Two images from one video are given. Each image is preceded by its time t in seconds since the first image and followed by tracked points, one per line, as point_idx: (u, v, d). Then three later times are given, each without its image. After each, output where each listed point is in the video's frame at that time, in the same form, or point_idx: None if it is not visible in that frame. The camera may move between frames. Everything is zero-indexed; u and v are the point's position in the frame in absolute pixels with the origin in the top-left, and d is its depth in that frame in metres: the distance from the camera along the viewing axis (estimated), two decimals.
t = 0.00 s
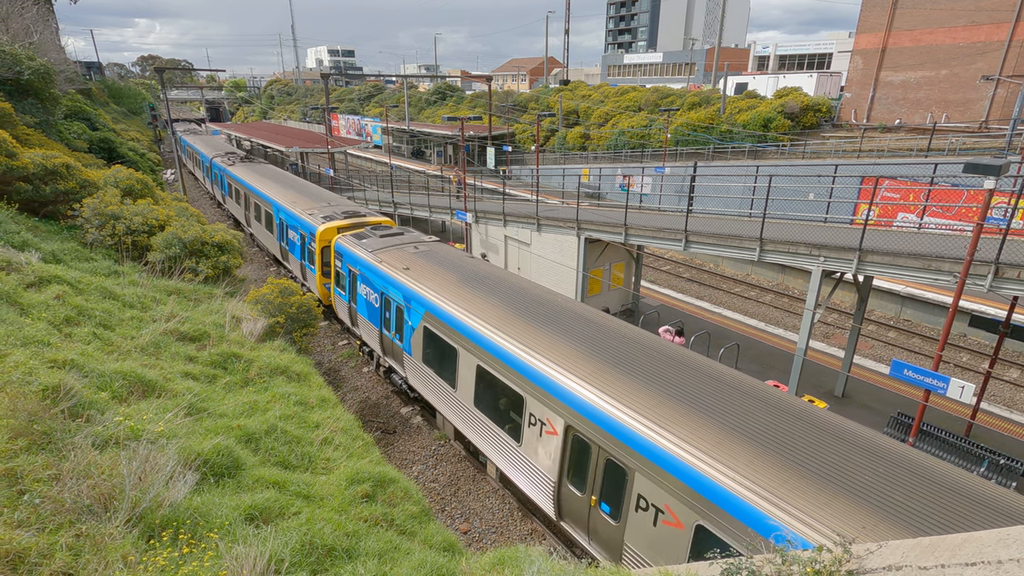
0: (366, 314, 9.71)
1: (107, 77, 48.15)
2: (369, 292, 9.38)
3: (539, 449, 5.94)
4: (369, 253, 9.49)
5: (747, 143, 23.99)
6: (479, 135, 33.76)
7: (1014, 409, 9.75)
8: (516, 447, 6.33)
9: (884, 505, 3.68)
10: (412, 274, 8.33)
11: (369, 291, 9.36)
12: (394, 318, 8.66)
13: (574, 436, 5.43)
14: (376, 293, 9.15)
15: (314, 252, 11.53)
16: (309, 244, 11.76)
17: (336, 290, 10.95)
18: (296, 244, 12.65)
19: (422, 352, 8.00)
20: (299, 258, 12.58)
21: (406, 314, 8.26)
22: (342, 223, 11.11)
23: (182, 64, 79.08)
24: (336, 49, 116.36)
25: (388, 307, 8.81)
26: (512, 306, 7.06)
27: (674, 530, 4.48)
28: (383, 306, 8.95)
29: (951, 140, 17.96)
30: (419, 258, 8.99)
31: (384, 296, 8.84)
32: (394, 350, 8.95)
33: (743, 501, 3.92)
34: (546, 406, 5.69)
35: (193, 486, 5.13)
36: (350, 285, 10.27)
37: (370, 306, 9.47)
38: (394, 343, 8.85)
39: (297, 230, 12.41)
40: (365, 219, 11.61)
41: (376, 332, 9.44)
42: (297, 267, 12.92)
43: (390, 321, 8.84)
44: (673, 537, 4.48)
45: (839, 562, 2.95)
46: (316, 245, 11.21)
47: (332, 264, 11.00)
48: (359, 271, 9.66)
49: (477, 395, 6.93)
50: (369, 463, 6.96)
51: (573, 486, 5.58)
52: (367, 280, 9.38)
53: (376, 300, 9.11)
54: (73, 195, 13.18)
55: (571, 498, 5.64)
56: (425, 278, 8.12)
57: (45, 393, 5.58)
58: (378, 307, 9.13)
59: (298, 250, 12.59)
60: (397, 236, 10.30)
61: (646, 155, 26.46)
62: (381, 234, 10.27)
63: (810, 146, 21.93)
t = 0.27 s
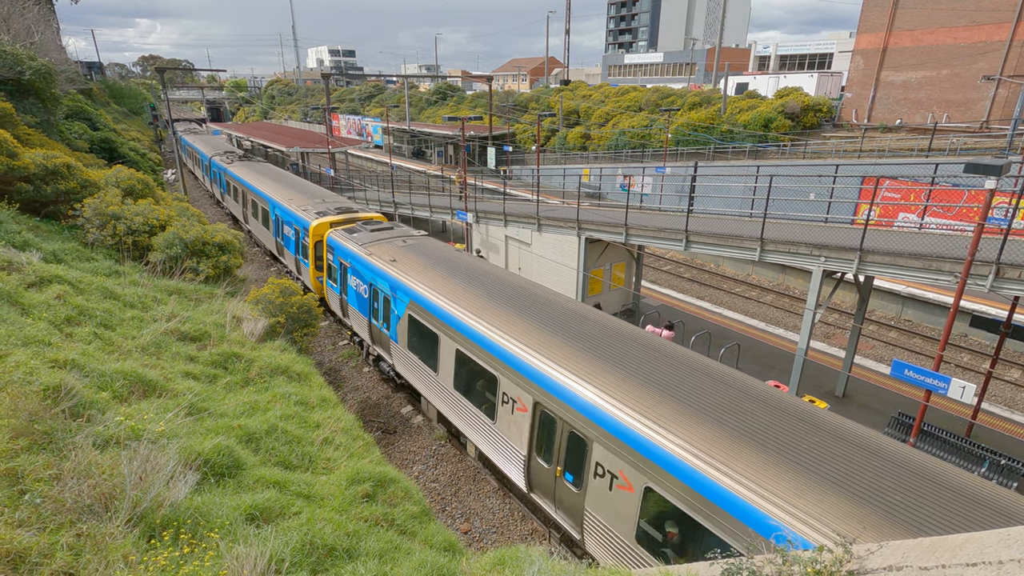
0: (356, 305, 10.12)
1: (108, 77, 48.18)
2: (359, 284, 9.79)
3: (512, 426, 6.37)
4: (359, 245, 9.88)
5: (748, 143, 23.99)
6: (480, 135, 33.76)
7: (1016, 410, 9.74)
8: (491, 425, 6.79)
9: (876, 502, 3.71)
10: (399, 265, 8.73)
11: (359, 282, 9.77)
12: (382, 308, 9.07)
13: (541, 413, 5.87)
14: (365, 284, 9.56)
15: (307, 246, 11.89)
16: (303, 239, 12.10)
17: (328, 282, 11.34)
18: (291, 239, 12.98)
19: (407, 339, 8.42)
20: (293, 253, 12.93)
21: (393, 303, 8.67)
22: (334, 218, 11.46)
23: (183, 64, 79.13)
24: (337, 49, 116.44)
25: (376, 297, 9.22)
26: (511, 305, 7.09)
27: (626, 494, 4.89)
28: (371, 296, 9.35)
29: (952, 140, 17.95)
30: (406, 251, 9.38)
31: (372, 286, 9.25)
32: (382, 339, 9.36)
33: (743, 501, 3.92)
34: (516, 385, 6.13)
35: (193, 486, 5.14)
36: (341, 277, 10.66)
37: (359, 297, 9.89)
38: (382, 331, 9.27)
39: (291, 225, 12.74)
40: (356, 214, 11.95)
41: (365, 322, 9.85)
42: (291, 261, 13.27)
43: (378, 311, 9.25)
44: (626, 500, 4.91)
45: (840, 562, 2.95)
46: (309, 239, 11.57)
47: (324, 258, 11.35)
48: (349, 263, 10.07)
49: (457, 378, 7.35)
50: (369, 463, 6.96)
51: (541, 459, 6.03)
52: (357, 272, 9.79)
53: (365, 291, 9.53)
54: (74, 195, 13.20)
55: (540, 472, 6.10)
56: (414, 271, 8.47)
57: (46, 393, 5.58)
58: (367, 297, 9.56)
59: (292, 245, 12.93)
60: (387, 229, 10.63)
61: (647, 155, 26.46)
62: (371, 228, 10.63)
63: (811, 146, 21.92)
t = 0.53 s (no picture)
0: (346, 296, 10.53)
1: (108, 78, 48.20)
2: (348, 275, 10.20)
3: (486, 404, 6.82)
4: (348, 239, 10.28)
5: (748, 143, 24.00)
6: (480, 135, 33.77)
7: (1016, 410, 9.73)
8: (467, 404, 7.26)
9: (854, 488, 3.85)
10: (386, 257, 9.13)
11: (348, 274, 10.17)
12: (370, 298, 9.47)
13: (511, 391, 6.31)
14: (354, 276, 9.97)
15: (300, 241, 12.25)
16: (297, 234, 12.45)
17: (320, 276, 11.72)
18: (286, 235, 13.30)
19: (391, 327, 8.86)
20: (288, 248, 13.26)
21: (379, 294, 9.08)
22: (327, 214, 11.80)
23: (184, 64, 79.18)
24: (337, 49, 116.52)
25: (365, 288, 9.62)
26: (508, 304, 7.12)
27: (583, 461, 5.37)
28: (360, 287, 9.77)
29: (952, 140, 17.96)
30: (394, 244, 9.79)
31: (360, 278, 9.66)
32: (370, 328, 9.76)
33: (743, 502, 3.92)
34: (490, 365, 6.56)
35: (193, 486, 5.13)
36: (332, 269, 11.05)
37: (348, 288, 10.30)
38: (370, 321, 9.67)
39: (286, 221, 13.07)
40: (349, 210, 12.31)
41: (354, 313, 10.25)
42: (286, 257, 13.61)
43: (366, 302, 9.65)
44: (582, 467, 5.39)
45: (840, 563, 2.94)
46: (303, 234, 11.92)
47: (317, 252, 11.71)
48: (339, 256, 10.48)
49: (438, 362, 7.79)
50: (369, 464, 6.97)
51: (511, 434, 6.52)
52: (346, 265, 10.19)
53: (354, 282, 9.93)
54: (74, 195, 13.21)
55: (510, 446, 6.58)
56: (410, 269, 8.56)
57: (46, 393, 5.58)
58: (356, 288, 9.96)
59: (287, 240, 13.25)
60: (376, 224, 11.01)
61: (647, 155, 26.49)
62: (361, 223, 11.00)
63: (811, 146, 21.92)
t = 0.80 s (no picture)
0: (336, 287, 10.99)
1: (109, 78, 48.26)
2: (338, 268, 10.65)
3: (463, 385, 7.24)
4: (339, 233, 10.72)
5: (748, 144, 24.01)
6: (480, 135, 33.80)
7: (1017, 411, 9.72)
8: (445, 385, 7.69)
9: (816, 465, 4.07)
10: (373, 250, 9.57)
11: (338, 267, 10.63)
12: (358, 289, 9.91)
13: (483, 370, 6.74)
14: (343, 268, 10.43)
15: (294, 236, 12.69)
16: (291, 229, 12.89)
17: (312, 269, 12.17)
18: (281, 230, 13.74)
19: (377, 316, 9.31)
20: (283, 243, 13.69)
21: (366, 284, 9.53)
22: (320, 210, 12.21)
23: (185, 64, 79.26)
24: (338, 49, 116.58)
25: (354, 279, 10.05)
26: (505, 303, 7.14)
27: (545, 431, 5.85)
28: (349, 279, 10.21)
29: (953, 141, 17.96)
30: (381, 237, 10.23)
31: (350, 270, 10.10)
32: (359, 318, 10.22)
33: (743, 501, 3.91)
34: (467, 348, 6.96)
35: (193, 486, 5.13)
36: (324, 262, 11.48)
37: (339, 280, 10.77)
38: (358, 311, 10.11)
39: (281, 217, 13.51)
40: (341, 206, 12.71)
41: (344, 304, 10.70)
42: (282, 252, 14.03)
43: (355, 292, 10.11)
44: (546, 438, 5.85)
45: (841, 563, 2.94)
46: (296, 229, 12.36)
47: (309, 247, 12.13)
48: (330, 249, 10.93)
49: (419, 347, 8.22)
50: (370, 464, 6.97)
51: (484, 411, 6.95)
52: (337, 258, 10.64)
53: (344, 274, 10.39)
54: (75, 196, 13.23)
55: (484, 424, 7.03)
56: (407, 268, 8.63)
57: (47, 393, 5.58)
58: (346, 280, 10.42)
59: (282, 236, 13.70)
60: (366, 219, 11.44)
61: (647, 156, 26.51)
62: (352, 218, 11.42)
63: (812, 146, 21.92)
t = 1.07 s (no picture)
0: (327, 279, 11.57)
1: (111, 78, 48.33)
2: (329, 260, 11.23)
3: (440, 366, 7.80)
4: (330, 227, 11.29)
5: (749, 144, 24.01)
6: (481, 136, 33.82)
7: (1018, 411, 9.71)
8: (425, 367, 8.27)
9: (757, 434, 4.48)
10: (361, 243, 10.13)
11: (329, 259, 11.21)
12: (347, 280, 10.49)
13: (458, 351, 7.29)
14: (333, 260, 11.02)
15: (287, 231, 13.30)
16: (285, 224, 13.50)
17: (304, 262, 12.76)
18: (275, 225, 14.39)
19: (365, 305, 9.90)
20: (277, 237, 14.31)
21: (355, 276, 10.11)
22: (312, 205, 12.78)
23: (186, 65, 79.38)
24: (339, 49, 116.65)
25: (343, 271, 10.64)
26: (500, 301, 7.29)
27: (511, 406, 6.38)
28: (339, 271, 10.79)
29: (954, 141, 17.95)
30: (370, 232, 10.79)
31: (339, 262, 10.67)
32: (347, 308, 10.82)
33: (744, 504, 3.90)
34: (444, 332, 7.51)
35: (194, 486, 5.14)
36: (315, 255, 12.05)
37: (329, 272, 11.35)
38: (347, 301, 10.72)
39: (275, 213, 14.14)
40: (333, 202, 13.28)
41: (334, 294, 11.30)
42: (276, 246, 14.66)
43: (344, 283, 10.70)
44: (511, 411, 6.40)
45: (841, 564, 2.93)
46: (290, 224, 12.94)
47: (302, 241, 12.68)
48: (321, 243, 11.52)
49: (402, 332, 8.79)
50: (370, 464, 6.98)
51: (459, 390, 7.53)
52: (328, 251, 11.23)
53: (334, 266, 10.98)
54: (77, 196, 13.24)
55: (459, 402, 7.60)
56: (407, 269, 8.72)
57: (48, 393, 5.59)
58: (335, 271, 11.00)
59: (276, 231, 14.34)
60: (357, 214, 12.01)
61: (648, 156, 26.53)
62: (343, 214, 12.01)
63: (813, 146, 21.92)
